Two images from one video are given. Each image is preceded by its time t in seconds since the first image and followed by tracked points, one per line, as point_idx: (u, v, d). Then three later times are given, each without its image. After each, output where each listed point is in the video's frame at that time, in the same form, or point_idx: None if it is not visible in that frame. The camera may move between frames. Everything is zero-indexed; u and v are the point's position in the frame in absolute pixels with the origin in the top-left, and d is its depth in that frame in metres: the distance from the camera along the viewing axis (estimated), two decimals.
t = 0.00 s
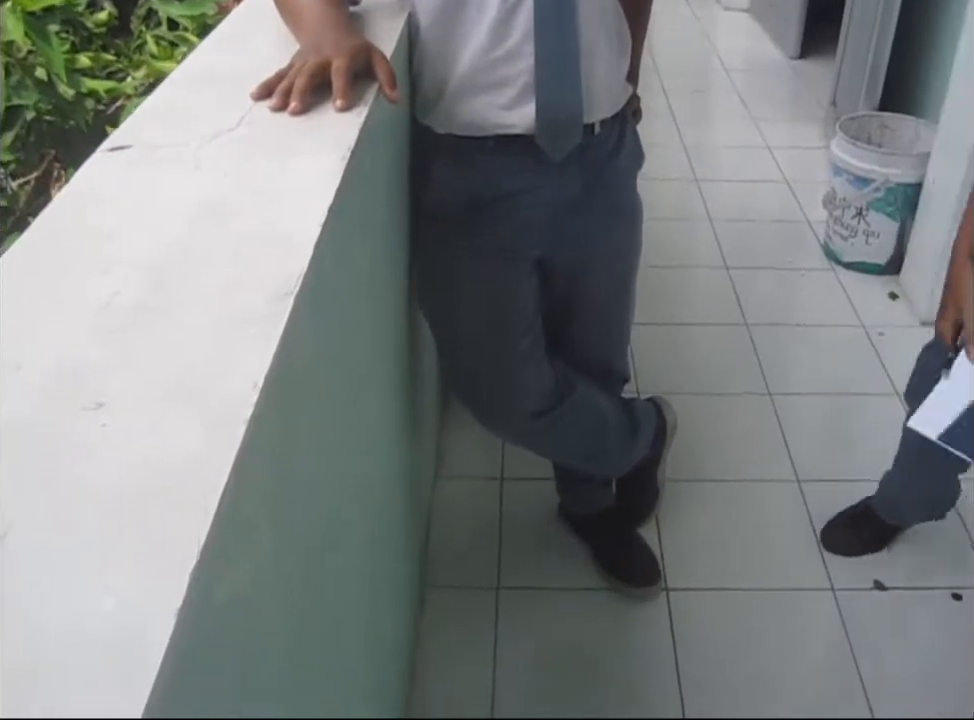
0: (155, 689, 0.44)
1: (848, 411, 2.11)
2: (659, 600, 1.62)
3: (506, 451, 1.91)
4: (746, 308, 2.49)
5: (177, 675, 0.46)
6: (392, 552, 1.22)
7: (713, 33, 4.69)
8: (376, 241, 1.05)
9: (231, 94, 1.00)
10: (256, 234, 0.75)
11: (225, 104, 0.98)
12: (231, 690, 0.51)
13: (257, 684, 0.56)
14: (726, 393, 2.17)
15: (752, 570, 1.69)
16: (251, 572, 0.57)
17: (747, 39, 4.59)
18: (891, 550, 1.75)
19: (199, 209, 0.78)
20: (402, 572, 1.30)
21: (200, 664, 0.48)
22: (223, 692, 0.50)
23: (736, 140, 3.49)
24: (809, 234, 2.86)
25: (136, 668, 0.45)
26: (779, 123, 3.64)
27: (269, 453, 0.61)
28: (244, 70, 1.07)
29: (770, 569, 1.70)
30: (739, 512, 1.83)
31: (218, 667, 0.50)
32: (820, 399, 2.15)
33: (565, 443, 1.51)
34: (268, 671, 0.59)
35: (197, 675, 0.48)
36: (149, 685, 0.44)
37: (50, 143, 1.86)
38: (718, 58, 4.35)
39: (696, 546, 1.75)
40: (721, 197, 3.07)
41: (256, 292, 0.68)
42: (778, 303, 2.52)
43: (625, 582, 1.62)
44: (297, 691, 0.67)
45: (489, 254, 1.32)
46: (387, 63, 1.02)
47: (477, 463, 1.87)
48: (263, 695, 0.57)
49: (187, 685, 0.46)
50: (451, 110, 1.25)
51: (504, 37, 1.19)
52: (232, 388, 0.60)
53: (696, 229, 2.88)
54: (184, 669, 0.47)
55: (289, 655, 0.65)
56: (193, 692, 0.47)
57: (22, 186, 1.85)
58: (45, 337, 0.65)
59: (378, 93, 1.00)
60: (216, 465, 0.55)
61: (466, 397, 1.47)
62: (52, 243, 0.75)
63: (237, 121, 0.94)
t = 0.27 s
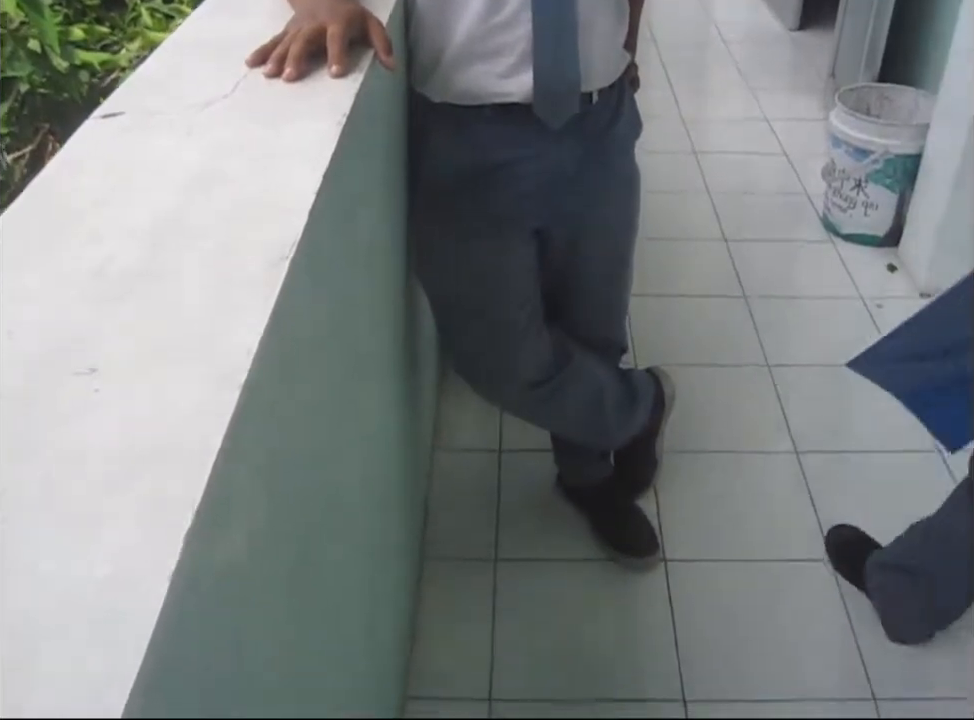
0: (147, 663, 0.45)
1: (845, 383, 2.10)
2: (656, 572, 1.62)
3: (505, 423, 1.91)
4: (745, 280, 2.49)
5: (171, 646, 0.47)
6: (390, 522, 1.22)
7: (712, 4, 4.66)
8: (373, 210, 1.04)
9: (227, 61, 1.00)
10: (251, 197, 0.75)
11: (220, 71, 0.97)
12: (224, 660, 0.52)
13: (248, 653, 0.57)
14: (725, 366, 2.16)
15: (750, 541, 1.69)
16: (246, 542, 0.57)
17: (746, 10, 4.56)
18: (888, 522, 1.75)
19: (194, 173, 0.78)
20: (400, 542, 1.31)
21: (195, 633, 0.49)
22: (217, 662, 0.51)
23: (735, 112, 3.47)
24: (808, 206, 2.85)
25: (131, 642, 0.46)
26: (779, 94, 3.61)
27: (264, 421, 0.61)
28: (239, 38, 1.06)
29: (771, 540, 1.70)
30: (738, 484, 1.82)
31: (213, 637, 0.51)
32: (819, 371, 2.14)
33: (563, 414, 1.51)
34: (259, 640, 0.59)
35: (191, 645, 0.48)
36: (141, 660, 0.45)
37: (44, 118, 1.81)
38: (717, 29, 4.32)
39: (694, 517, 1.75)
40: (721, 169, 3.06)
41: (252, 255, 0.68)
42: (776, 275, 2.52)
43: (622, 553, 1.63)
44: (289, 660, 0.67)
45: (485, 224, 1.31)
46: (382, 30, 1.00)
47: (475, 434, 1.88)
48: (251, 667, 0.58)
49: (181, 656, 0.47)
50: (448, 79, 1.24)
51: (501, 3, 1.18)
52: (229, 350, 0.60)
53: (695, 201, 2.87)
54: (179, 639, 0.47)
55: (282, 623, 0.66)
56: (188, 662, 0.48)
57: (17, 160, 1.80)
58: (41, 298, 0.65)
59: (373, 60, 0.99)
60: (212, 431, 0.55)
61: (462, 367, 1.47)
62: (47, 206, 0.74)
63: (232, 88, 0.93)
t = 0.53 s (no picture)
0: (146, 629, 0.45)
1: (849, 354, 2.09)
2: (660, 543, 1.62)
3: (509, 396, 1.90)
4: (749, 251, 2.47)
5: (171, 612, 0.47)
6: (394, 493, 1.22)
7: None
8: (373, 179, 1.03)
9: (224, 28, 0.98)
10: (249, 161, 0.74)
11: (218, 38, 0.96)
12: (224, 628, 0.52)
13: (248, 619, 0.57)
14: (729, 337, 2.16)
15: (755, 512, 1.69)
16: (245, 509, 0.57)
17: None
18: (894, 492, 1.74)
19: (191, 138, 0.77)
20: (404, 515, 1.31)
21: (195, 599, 0.49)
22: (216, 629, 0.51)
23: (737, 82, 3.45)
24: (812, 176, 2.83)
25: (130, 608, 0.46)
26: (782, 64, 3.58)
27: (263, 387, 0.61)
28: (235, 6, 1.05)
29: (776, 510, 1.69)
30: (743, 455, 1.82)
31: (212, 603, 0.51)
32: (824, 342, 2.13)
33: (567, 385, 1.51)
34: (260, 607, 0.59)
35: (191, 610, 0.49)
36: (141, 625, 0.45)
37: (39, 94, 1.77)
38: None
39: (698, 488, 1.74)
40: (723, 140, 3.04)
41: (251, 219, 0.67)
42: (779, 246, 2.50)
43: (627, 524, 1.62)
44: (291, 627, 0.67)
45: (485, 194, 1.30)
46: None
47: (479, 407, 1.87)
48: (251, 634, 0.58)
49: (182, 621, 0.47)
50: (447, 47, 1.22)
51: None
52: (228, 313, 0.59)
53: (698, 173, 2.85)
54: (179, 605, 0.47)
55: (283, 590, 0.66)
56: (189, 627, 0.48)
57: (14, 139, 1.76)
58: (38, 263, 0.64)
59: (372, 27, 0.98)
60: (211, 396, 0.55)
61: (465, 338, 1.47)
62: (43, 173, 0.74)
63: (230, 55, 0.92)
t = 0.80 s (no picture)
0: (149, 588, 0.45)
1: (857, 326, 2.08)
2: (666, 512, 1.62)
3: (515, 365, 1.90)
4: (757, 223, 2.46)
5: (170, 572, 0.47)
6: (400, 461, 1.22)
7: None
8: (380, 145, 1.03)
9: None
10: (253, 122, 0.74)
11: None
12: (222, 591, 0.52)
13: (248, 583, 0.57)
14: (737, 308, 2.15)
15: (762, 483, 1.69)
16: (244, 470, 0.57)
17: None
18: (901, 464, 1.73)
19: (195, 98, 0.77)
20: (410, 484, 1.30)
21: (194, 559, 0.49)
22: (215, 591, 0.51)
23: (746, 53, 3.42)
24: (821, 147, 2.81)
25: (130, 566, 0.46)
26: (791, 35, 3.55)
27: (265, 348, 0.60)
28: None
29: (783, 481, 1.69)
30: (750, 425, 1.81)
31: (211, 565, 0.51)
32: (832, 313, 2.12)
33: (574, 353, 1.50)
34: (260, 569, 0.59)
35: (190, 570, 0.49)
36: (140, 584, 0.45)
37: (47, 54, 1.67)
38: None
39: (704, 459, 1.74)
40: (732, 111, 3.02)
41: (253, 180, 0.67)
42: (788, 218, 2.49)
43: (633, 494, 1.62)
44: (293, 589, 0.67)
45: (492, 162, 1.30)
46: None
47: (486, 376, 1.87)
48: (251, 595, 0.58)
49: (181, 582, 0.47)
50: (455, 12, 1.21)
51: None
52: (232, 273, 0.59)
53: (706, 144, 2.83)
54: (178, 566, 0.47)
55: (285, 552, 0.66)
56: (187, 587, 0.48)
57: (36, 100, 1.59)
58: (42, 219, 0.64)
59: None
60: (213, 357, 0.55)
61: (471, 306, 1.46)
62: (48, 133, 0.74)
63: (235, 16, 0.91)
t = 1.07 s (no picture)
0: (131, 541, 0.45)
1: (852, 288, 2.08)
2: (661, 474, 1.62)
3: (509, 326, 1.89)
4: (753, 185, 2.44)
5: (154, 522, 0.46)
6: (393, 422, 1.21)
7: None
8: (373, 98, 1.01)
9: None
10: (242, 71, 0.73)
11: None
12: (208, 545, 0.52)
13: (235, 538, 0.56)
14: (732, 270, 2.13)
15: (756, 444, 1.68)
16: (233, 422, 0.56)
17: None
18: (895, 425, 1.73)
19: (182, 49, 0.75)
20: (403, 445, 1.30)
21: (179, 512, 0.48)
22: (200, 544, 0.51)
23: (741, 14, 3.39)
24: (817, 109, 2.79)
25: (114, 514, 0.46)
26: None
27: (252, 301, 0.60)
28: None
29: (777, 442, 1.69)
30: (745, 387, 1.81)
31: (198, 519, 0.51)
32: (827, 275, 2.11)
33: (568, 313, 1.49)
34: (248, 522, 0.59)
35: (175, 522, 0.48)
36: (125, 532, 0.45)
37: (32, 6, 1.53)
38: None
39: (699, 420, 1.74)
40: (727, 73, 2.99)
41: (243, 131, 0.66)
42: (784, 180, 2.47)
43: (627, 454, 1.62)
44: (284, 543, 0.67)
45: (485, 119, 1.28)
46: None
47: (479, 338, 1.86)
48: (239, 549, 0.57)
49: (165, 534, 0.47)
50: None
51: None
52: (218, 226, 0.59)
53: (701, 106, 2.81)
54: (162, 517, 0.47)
55: (274, 507, 0.65)
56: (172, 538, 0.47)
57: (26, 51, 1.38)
58: (27, 165, 0.63)
59: None
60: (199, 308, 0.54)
61: (464, 265, 1.45)
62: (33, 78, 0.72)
63: None
